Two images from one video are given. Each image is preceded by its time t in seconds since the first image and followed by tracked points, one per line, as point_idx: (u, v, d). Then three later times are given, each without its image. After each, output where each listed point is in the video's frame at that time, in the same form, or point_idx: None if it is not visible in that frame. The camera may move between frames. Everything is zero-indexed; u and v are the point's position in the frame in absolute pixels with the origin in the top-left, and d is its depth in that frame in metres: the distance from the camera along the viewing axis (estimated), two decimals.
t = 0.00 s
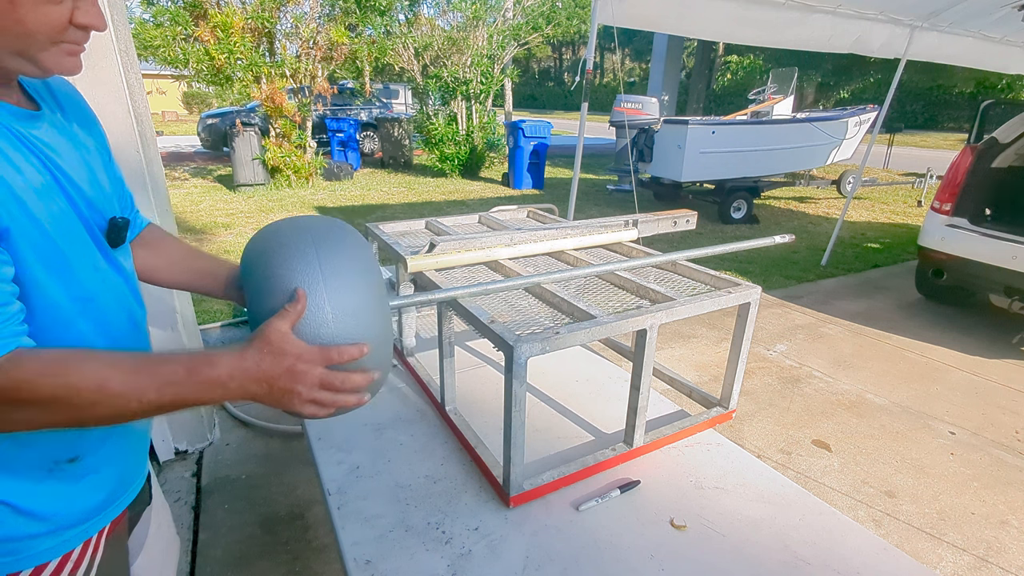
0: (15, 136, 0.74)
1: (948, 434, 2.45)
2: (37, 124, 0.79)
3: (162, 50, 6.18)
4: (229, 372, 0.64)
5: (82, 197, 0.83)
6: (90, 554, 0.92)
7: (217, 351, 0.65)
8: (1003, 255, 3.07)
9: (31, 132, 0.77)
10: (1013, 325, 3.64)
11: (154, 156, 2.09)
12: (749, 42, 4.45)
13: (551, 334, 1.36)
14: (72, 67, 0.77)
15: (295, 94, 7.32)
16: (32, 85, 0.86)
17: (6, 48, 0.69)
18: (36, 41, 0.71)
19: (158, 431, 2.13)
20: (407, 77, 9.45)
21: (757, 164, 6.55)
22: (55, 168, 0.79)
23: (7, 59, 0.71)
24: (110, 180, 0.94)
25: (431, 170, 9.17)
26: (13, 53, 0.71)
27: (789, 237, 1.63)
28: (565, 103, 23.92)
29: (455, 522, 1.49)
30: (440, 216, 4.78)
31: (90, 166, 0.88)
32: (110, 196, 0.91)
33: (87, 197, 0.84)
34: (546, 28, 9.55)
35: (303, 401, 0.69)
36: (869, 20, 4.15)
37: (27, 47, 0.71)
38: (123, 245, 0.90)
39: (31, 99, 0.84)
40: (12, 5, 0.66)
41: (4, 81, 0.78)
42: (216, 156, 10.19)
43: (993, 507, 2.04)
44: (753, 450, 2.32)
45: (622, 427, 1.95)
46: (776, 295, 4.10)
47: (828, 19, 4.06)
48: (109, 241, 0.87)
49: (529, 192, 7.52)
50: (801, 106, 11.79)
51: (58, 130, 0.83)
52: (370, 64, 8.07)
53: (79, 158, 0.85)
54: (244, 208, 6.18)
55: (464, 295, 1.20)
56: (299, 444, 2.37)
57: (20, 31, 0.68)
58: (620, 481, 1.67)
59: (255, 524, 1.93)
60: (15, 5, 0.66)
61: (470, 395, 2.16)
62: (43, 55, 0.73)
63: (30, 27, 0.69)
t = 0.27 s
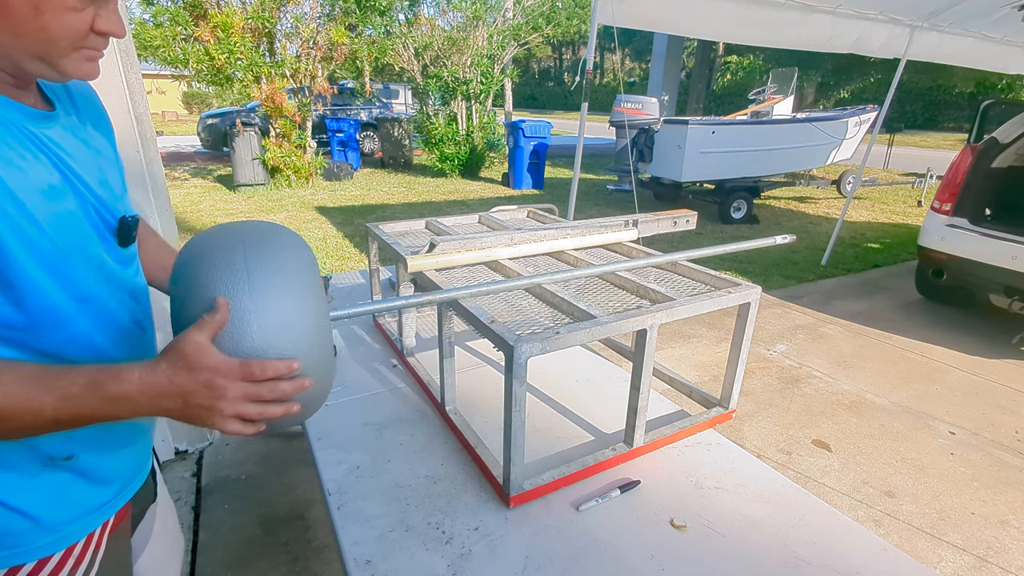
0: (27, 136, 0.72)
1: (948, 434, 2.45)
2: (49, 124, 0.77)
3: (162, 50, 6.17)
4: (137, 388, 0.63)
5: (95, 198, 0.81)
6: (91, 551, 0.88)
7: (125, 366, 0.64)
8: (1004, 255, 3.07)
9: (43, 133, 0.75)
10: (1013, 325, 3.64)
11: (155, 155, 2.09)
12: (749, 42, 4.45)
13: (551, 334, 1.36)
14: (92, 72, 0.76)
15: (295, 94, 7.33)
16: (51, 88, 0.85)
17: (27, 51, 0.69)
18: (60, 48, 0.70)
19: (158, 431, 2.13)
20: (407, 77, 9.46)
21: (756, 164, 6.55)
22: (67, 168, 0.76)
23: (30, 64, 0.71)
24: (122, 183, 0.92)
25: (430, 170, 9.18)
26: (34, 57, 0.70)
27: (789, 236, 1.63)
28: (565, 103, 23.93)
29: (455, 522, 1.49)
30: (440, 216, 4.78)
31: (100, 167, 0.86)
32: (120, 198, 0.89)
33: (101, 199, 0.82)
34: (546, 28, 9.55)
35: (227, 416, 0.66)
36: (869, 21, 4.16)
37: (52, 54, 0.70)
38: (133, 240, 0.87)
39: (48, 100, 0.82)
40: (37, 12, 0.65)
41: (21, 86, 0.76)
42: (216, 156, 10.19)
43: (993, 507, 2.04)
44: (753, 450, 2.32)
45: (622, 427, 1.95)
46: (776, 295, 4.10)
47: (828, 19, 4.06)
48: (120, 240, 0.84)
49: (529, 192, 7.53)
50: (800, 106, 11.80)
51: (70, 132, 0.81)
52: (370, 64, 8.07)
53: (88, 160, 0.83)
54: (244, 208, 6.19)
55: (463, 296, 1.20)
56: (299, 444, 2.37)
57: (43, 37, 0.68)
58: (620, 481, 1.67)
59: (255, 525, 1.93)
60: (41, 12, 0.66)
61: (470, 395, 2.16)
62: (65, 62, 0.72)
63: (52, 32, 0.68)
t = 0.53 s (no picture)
0: (32, 144, 0.78)
1: (948, 434, 2.45)
2: (57, 134, 0.83)
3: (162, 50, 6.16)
4: (27, 413, 0.66)
5: (91, 206, 0.87)
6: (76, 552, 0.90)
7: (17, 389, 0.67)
8: (1004, 255, 3.07)
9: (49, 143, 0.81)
10: (1012, 325, 3.64)
11: (155, 155, 2.09)
12: (749, 42, 4.45)
13: (551, 334, 1.36)
14: (102, 86, 0.78)
15: (295, 94, 7.33)
16: (65, 98, 0.90)
17: (41, 64, 0.71)
18: (74, 64, 0.73)
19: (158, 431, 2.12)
20: (407, 77, 9.45)
21: (756, 164, 6.55)
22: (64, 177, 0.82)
23: (42, 75, 0.73)
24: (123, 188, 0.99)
25: (431, 170, 9.17)
26: (47, 70, 0.72)
27: (790, 237, 1.63)
28: (565, 103, 23.91)
29: (455, 522, 1.49)
30: (440, 216, 4.78)
31: (101, 174, 0.92)
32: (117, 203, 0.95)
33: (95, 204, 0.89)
34: (546, 28, 9.55)
35: (127, 447, 0.70)
36: (869, 21, 4.16)
37: (67, 69, 0.73)
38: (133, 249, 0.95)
39: (60, 109, 0.87)
40: (54, 28, 0.68)
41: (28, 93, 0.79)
42: (216, 156, 10.18)
43: (993, 507, 2.04)
44: (753, 450, 2.32)
45: (622, 427, 1.95)
46: (776, 295, 4.10)
47: (828, 19, 4.07)
48: (118, 244, 0.92)
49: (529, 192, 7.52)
50: (801, 106, 11.79)
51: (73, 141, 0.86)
52: (370, 64, 8.07)
53: (89, 169, 0.89)
54: (244, 208, 6.18)
55: (464, 298, 1.19)
56: (299, 444, 2.37)
57: (59, 51, 0.71)
58: (620, 481, 1.67)
59: (255, 524, 1.93)
60: (58, 28, 0.69)
61: (470, 395, 2.16)
62: (79, 77, 0.75)
63: (69, 47, 0.71)
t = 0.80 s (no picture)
0: (33, 160, 0.76)
1: (948, 434, 2.45)
2: (58, 148, 0.81)
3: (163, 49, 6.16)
4: (60, 477, 0.67)
5: (90, 221, 0.85)
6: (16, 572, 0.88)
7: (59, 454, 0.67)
8: (1003, 255, 3.07)
9: (51, 158, 0.79)
10: (1012, 325, 3.65)
11: (154, 156, 2.09)
12: (749, 42, 4.45)
13: (551, 334, 1.36)
14: (112, 102, 0.81)
15: (295, 94, 7.33)
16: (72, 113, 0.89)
17: (55, 83, 0.74)
18: (86, 82, 0.75)
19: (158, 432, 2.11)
20: (407, 77, 9.45)
21: (756, 164, 6.55)
22: (68, 193, 0.81)
23: (54, 92, 0.75)
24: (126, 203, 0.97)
25: (431, 170, 9.17)
26: (61, 88, 0.75)
27: (791, 237, 1.62)
28: (565, 103, 23.91)
29: (455, 522, 1.49)
30: (440, 216, 4.78)
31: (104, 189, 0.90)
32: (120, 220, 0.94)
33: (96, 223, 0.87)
34: (546, 28, 9.55)
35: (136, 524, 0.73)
36: (869, 21, 4.16)
37: (80, 85, 0.75)
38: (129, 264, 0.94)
39: (65, 123, 0.86)
40: (70, 48, 0.71)
41: (37, 109, 0.80)
42: (216, 156, 10.18)
43: (993, 507, 2.04)
44: (754, 450, 2.32)
45: (622, 427, 1.95)
46: (776, 295, 4.10)
47: (828, 19, 4.07)
48: (114, 259, 0.91)
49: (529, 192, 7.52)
50: (801, 107, 11.81)
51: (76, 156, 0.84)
52: (370, 64, 8.07)
53: (92, 184, 0.87)
54: (244, 208, 6.18)
55: (465, 298, 1.19)
56: (299, 444, 2.37)
57: (73, 70, 0.73)
58: (620, 481, 1.67)
59: (256, 525, 1.92)
60: (72, 48, 0.71)
61: (470, 395, 2.16)
62: (92, 94, 0.77)
63: (82, 67, 0.73)
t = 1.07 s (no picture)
0: (36, 164, 0.76)
1: (948, 434, 2.45)
2: (65, 151, 0.81)
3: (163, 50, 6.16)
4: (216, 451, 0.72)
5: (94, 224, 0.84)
6: None
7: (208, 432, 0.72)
8: (1004, 255, 3.07)
9: (58, 162, 0.79)
10: (1012, 325, 3.65)
11: (154, 156, 2.09)
12: (749, 42, 4.45)
13: (551, 334, 1.36)
14: (116, 105, 0.80)
15: (295, 94, 7.33)
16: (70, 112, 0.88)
17: (59, 89, 0.73)
18: (91, 85, 0.74)
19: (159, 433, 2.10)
20: (407, 77, 9.45)
21: (756, 164, 6.55)
22: (72, 196, 0.80)
23: (58, 97, 0.75)
24: (135, 202, 0.97)
25: (431, 170, 9.17)
26: (66, 93, 0.74)
27: (791, 237, 1.62)
28: (565, 103, 23.90)
29: (455, 522, 1.49)
30: (440, 216, 4.78)
31: (111, 189, 0.90)
32: (129, 218, 0.94)
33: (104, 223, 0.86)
34: (546, 28, 9.55)
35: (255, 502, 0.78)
36: (869, 21, 4.16)
37: (84, 89, 0.74)
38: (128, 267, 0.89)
39: (64, 124, 0.85)
40: (73, 51, 0.70)
41: (39, 112, 0.79)
42: (216, 156, 10.18)
43: (993, 507, 2.04)
44: (753, 450, 2.32)
45: (622, 427, 1.95)
46: (776, 295, 4.10)
47: (828, 19, 4.07)
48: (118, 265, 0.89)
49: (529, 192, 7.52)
50: (801, 107, 11.82)
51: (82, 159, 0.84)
52: (370, 64, 8.07)
53: (100, 186, 0.87)
54: (244, 208, 6.19)
55: (464, 299, 1.19)
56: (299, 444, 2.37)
57: (77, 73, 0.72)
58: (620, 481, 1.67)
59: (255, 525, 1.92)
60: (76, 51, 0.70)
61: (470, 395, 2.16)
62: (97, 98, 0.76)
63: (87, 69, 0.72)
